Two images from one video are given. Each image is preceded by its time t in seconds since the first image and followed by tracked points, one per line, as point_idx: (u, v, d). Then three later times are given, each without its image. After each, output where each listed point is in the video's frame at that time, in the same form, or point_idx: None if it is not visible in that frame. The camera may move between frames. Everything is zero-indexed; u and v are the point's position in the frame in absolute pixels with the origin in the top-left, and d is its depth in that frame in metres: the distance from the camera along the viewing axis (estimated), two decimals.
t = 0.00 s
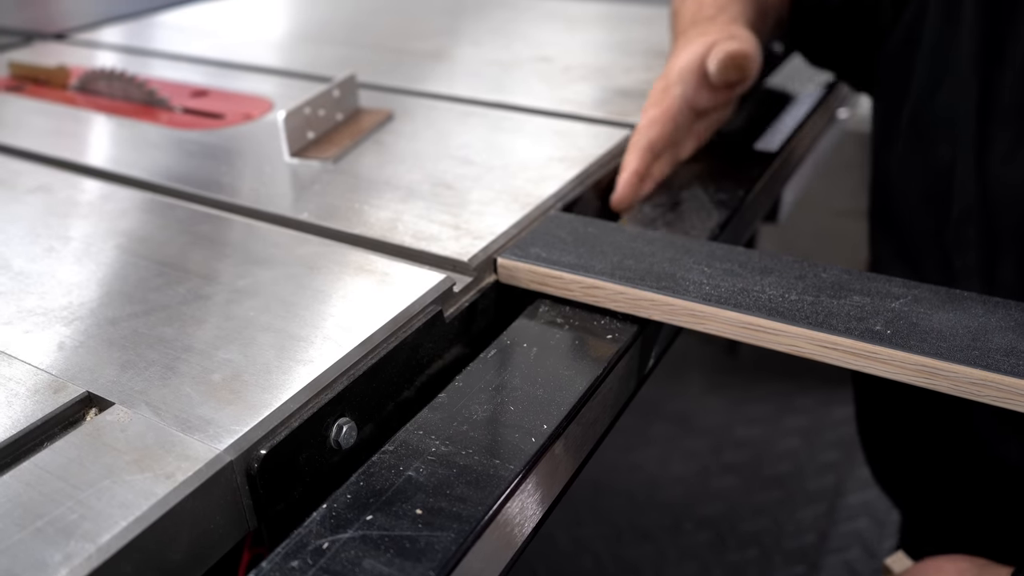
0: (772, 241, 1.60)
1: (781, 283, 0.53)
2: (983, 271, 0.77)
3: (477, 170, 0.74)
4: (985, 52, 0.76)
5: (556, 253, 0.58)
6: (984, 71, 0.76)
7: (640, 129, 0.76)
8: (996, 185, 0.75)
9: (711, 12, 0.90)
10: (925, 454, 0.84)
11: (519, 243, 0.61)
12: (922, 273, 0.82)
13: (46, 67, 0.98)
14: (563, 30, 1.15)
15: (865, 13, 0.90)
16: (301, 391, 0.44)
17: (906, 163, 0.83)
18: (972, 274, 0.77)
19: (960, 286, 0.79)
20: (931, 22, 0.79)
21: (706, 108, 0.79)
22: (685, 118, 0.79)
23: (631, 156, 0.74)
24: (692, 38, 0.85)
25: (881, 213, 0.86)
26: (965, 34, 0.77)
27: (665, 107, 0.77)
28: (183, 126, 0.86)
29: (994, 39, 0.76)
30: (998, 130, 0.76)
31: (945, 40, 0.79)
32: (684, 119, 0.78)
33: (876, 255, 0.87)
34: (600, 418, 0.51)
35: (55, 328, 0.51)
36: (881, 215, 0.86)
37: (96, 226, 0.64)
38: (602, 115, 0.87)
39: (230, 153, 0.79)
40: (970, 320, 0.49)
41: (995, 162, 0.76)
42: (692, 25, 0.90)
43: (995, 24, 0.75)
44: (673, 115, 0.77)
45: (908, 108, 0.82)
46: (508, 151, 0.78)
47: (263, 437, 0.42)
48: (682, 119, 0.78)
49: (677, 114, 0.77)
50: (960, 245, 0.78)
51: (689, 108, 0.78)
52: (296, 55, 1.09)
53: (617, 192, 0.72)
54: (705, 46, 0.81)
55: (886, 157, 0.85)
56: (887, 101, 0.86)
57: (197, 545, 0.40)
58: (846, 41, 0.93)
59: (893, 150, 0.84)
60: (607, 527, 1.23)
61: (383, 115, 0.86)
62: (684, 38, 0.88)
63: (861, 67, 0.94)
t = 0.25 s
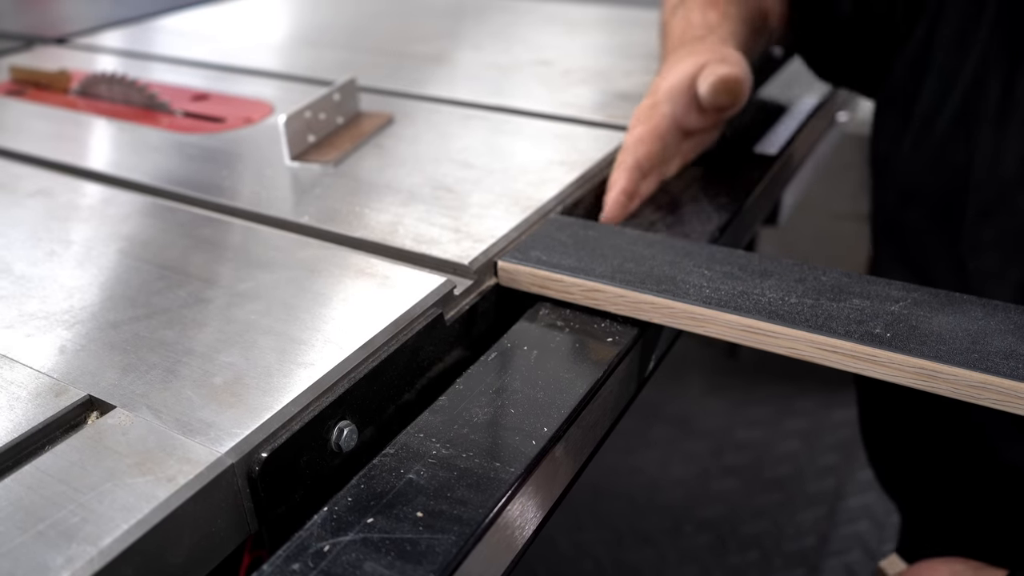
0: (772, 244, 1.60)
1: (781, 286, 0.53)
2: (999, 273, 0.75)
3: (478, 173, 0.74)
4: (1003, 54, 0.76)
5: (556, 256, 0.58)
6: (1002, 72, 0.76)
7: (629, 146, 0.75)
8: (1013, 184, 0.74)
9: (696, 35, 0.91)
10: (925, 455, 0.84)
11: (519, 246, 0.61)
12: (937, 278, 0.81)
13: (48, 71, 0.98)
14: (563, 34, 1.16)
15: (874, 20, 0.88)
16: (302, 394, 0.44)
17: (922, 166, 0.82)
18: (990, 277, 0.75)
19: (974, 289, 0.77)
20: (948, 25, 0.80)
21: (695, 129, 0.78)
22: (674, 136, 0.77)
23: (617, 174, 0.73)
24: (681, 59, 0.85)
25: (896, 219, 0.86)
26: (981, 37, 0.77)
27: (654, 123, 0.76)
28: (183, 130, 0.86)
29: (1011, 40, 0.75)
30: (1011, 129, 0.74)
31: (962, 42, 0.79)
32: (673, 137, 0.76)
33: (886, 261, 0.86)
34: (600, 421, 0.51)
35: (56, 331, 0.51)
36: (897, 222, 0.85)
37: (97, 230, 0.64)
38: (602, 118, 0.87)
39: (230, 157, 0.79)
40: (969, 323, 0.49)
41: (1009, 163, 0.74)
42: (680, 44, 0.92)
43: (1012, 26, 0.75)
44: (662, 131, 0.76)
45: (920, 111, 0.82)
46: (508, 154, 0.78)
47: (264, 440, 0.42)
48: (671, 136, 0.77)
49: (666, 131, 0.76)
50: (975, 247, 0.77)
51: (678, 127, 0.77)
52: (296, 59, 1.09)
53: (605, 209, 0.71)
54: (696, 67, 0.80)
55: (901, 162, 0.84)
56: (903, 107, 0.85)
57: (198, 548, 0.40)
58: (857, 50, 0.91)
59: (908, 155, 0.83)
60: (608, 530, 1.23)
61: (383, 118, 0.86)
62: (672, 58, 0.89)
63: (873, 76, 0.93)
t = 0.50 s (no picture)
0: (773, 246, 1.60)
1: (782, 286, 0.53)
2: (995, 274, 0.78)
3: (479, 174, 0.74)
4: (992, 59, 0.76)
5: (558, 257, 0.59)
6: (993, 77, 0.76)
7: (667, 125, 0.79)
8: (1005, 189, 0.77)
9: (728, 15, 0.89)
10: (926, 456, 0.84)
11: (521, 247, 0.61)
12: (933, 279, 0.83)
13: (50, 72, 0.98)
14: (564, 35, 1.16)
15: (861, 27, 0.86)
16: (305, 393, 0.45)
17: (914, 170, 0.82)
18: (985, 279, 0.78)
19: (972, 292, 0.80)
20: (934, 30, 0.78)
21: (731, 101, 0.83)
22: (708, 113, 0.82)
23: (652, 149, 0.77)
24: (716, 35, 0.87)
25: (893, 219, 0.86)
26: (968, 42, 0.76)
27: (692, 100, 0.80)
28: (185, 131, 0.86)
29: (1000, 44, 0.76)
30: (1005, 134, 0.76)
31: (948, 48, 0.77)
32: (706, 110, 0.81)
33: (886, 261, 0.88)
34: (602, 421, 0.51)
35: (59, 331, 0.51)
36: (894, 223, 0.86)
37: (99, 230, 0.65)
38: (603, 119, 0.87)
39: (232, 158, 0.79)
40: (971, 324, 0.49)
41: (1003, 169, 0.76)
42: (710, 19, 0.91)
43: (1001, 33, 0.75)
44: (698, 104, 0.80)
45: (911, 115, 0.81)
46: (510, 155, 0.78)
47: (267, 440, 0.42)
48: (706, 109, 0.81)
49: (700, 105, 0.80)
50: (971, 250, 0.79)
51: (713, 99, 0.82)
52: (297, 60, 1.09)
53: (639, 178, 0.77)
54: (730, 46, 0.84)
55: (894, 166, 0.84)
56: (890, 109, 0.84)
57: (201, 548, 0.40)
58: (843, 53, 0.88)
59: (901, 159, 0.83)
60: (609, 531, 1.23)
61: (385, 119, 0.87)
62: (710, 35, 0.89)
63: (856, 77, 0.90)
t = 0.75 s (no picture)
0: (773, 245, 1.60)
1: (781, 285, 0.54)
2: (993, 272, 0.76)
3: (479, 174, 0.74)
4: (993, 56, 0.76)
5: (558, 256, 0.59)
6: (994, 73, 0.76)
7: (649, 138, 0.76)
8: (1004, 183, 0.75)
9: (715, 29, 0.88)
10: (926, 453, 0.85)
11: (521, 246, 0.61)
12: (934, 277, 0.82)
13: (51, 74, 0.99)
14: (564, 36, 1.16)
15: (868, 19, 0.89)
16: (305, 392, 0.45)
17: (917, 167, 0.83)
18: (982, 275, 0.76)
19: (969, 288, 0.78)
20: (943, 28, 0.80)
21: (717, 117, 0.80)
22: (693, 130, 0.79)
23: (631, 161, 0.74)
24: (699, 46, 0.85)
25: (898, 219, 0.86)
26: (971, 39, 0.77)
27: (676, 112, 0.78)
28: (186, 132, 0.86)
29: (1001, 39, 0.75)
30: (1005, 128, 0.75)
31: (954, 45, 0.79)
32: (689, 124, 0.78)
33: (889, 260, 0.88)
34: (601, 419, 0.51)
35: (61, 331, 0.51)
36: (899, 221, 0.86)
37: (101, 231, 0.65)
38: (603, 119, 0.87)
39: (233, 158, 0.80)
40: (968, 321, 0.49)
41: (1001, 163, 0.75)
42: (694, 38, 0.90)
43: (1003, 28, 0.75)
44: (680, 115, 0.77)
45: (918, 112, 0.83)
46: (510, 155, 0.79)
47: (268, 438, 0.42)
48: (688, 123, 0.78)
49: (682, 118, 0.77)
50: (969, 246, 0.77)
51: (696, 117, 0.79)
52: (298, 61, 1.10)
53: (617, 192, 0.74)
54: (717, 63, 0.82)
55: (899, 163, 0.85)
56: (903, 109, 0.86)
57: (202, 545, 0.40)
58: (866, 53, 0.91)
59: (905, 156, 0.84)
60: (610, 531, 1.23)
61: (385, 119, 0.87)
62: (692, 48, 0.88)
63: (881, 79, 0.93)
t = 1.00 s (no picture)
0: (772, 245, 1.60)
1: (778, 283, 0.54)
2: (989, 270, 0.76)
3: (478, 174, 0.75)
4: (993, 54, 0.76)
5: (556, 255, 0.59)
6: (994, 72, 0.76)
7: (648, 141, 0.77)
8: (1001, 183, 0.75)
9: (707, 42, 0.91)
10: (924, 451, 0.85)
11: (519, 245, 0.61)
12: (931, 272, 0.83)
13: (51, 74, 0.99)
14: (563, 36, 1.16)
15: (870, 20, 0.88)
16: (304, 390, 0.45)
17: (915, 163, 0.83)
18: (977, 274, 0.77)
19: (966, 286, 0.78)
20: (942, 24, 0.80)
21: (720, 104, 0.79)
22: (695, 126, 0.78)
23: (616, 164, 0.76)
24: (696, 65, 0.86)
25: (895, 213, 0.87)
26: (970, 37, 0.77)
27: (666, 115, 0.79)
28: (185, 132, 0.87)
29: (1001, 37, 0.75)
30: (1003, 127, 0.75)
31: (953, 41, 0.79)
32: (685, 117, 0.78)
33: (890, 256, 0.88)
34: (599, 418, 0.51)
35: (61, 330, 0.51)
36: (897, 218, 0.87)
37: (101, 230, 0.65)
38: (601, 119, 0.87)
39: (232, 158, 0.80)
40: (965, 319, 0.49)
41: (1000, 163, 0.75)
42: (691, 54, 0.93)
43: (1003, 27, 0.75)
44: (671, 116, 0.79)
45: (917, 108, 0.83)
46: (509, 155, 0.79)
47: (267, 436, 0.42)
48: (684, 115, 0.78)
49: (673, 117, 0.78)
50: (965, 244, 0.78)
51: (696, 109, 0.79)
52: (297, 61, 1.10)
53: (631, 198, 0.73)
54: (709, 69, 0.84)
55: (897, 159, 0.85)
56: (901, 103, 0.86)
57: (201, 543, 0.40)
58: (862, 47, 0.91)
59: (903, 152, 0.84)
60: (609, 531, 1.23)
61: (384, 120, 0.87)
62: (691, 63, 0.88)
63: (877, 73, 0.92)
